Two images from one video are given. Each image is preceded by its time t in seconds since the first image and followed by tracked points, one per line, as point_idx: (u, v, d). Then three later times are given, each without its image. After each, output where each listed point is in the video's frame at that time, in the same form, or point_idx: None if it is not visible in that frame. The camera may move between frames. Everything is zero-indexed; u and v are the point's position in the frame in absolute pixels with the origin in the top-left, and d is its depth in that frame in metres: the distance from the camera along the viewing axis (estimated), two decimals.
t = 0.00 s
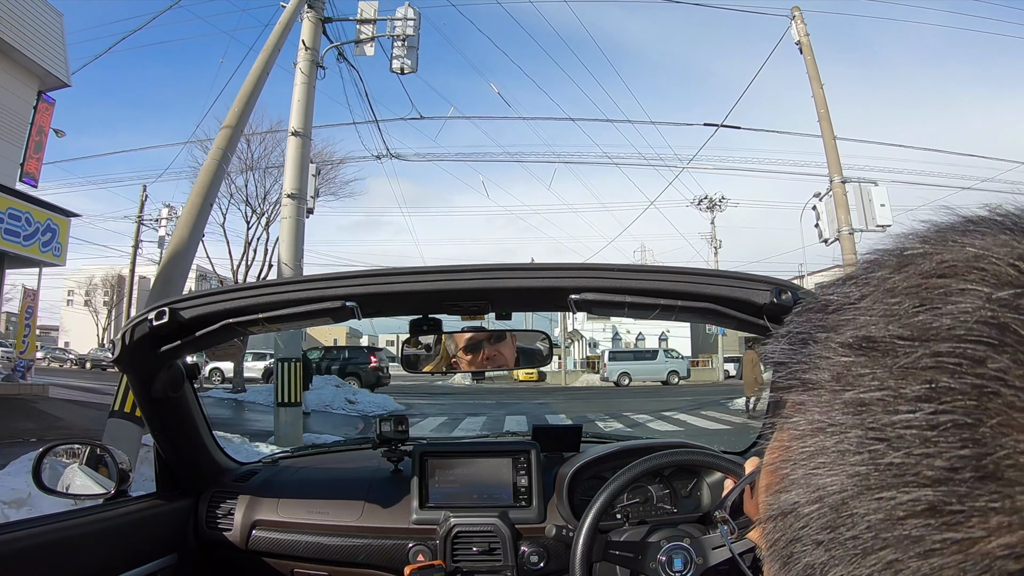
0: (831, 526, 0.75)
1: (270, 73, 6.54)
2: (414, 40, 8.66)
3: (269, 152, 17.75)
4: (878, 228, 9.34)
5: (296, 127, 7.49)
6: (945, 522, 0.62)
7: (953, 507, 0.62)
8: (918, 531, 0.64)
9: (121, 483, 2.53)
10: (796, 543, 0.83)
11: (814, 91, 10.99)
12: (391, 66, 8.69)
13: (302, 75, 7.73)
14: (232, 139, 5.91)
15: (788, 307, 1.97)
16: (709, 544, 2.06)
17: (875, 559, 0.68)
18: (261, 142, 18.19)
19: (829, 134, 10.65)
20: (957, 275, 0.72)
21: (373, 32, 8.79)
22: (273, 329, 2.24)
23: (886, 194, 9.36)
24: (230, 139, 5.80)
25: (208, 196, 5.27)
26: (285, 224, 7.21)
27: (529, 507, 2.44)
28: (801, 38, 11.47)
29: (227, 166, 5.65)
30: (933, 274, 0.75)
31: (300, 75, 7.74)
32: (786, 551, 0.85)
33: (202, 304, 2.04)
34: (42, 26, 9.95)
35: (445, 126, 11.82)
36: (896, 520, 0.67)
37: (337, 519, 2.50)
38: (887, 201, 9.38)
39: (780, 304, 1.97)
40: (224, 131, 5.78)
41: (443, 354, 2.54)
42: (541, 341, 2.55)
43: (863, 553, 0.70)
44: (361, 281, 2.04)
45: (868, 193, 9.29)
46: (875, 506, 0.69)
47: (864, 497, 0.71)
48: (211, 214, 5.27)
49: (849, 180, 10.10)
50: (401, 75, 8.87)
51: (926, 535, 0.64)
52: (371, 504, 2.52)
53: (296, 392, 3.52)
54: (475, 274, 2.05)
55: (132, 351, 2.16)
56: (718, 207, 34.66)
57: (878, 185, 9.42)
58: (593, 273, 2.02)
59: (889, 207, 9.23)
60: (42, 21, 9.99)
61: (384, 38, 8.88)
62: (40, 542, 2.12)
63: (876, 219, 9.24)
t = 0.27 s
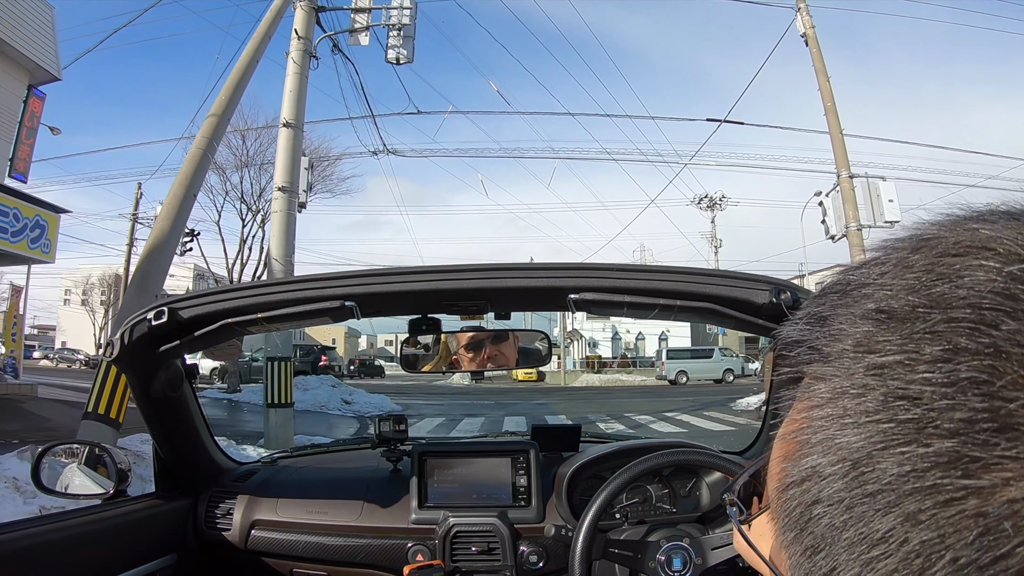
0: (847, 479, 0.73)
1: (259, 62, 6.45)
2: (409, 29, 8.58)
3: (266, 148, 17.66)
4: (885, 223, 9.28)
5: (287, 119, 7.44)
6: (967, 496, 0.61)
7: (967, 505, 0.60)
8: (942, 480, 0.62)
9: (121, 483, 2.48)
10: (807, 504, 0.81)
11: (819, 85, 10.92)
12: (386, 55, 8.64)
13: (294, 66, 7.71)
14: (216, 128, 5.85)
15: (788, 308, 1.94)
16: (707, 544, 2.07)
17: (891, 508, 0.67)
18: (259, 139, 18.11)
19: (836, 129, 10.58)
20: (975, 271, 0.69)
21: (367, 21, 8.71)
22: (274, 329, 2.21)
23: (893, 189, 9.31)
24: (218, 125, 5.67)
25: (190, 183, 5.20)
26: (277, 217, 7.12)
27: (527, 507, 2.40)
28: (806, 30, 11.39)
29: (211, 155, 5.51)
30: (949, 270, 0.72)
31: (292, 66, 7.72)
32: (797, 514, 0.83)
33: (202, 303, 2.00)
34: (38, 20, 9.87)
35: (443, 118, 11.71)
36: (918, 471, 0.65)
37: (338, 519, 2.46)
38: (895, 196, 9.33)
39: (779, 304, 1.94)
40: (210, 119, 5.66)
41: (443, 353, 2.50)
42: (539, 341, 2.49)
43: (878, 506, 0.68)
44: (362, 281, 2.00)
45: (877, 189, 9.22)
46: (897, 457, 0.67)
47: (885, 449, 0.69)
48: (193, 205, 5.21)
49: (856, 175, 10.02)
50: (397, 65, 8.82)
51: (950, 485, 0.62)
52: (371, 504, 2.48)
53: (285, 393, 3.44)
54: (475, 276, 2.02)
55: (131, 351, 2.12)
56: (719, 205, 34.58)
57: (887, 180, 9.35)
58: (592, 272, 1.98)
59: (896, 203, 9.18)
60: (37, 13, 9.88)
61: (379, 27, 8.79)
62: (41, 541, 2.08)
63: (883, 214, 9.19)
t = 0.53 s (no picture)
0: (839, 430, 0.75)
1: (251, 55, 6.42)
2: (406, 23, 8.56)
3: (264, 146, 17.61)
4: (890, 220, 9.25)
5: (283, 114, 7.40)
6: (946, 455, 0.62)
7: (977, 501, 0.59)
8: (927, 428, 0.64)
9: (120, 482, 2.45)
10: (801, 456, 0.82)
11: (822, 80, 10.88)
12: (383, 50, 8.61)
13: (290, 60, 7.67)
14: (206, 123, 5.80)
15: (787, 307, 1.92)
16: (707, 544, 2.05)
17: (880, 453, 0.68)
18: (258, 137, 18.06)
19: (840, 125, 10.54)
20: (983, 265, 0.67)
21: (363, 14, 8.66)
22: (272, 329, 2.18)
23: (898, 185, 9.28)
24: (209, 118, 5.64)
25: (179, 179, 5.16)
26: (272, 214, 7.07)
27: (526, 506, 2.38)
28: (808, 26, 11.36)
29: (202, 149, 5.48)
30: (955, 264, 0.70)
31: (288, 60, 7.69)
32: (793, 465, 0.85)
33: (199, 303, 1.98)
34: (33, 18, 9.83)
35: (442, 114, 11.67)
36: (907, 421, 0.66)
37: (337, 518, 2.44)
38: (899, 193, 9.30)
39: (778, 304, 1.92)
40: (201, 112, 5.64)
41: (443, 351, 2.50)
42: (538, 341, 2.51)
43: (867, 453, 0.70)
44: (362, 280, 1.97)
45: (882, 187, 9.23)
46: (888, 406, 0.69)
47: (876, 402, 0.70)
48: (182, 199, 5.17)
49: (861, 172, 9.99)
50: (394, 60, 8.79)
51: (934, 433, 0.63)
52: (370, 503, 2.46)
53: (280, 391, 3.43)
54: (474, 276, 1.99)
55: (128, 351, 2.09)
56: (720, 204, 34.55)
57: (893, 179, 9.35)
58: (590, 272, 1.96)
59: (901, 200, 9.15)
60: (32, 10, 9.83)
61: (376, 21, 8.76)
62: (41, 541, 2.06)
63: (888, 211, 9.16)
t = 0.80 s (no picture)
0: (864, 387, 0.79)
1: (248, 52, 6.41)
2: (405, 21, 8.55)
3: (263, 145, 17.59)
4: (891, 220, 9.24)
5: (280, 112, 7.38)
6: (966, 405, 0.66)
7: None
8: (950, 375, 0.68)
9: (119, 483, 2.43)
10: (828, 419, 0.86)
11: (823, 79, 10.86)
12: (382, 48, 8.60)
13: (288, 58, 7.66)
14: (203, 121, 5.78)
15: (787, 307, 1.93)
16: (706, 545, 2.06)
17: (905, 402, 0.72)
18: (257, 136, 18.04)
19: (841, 124, 10.54)
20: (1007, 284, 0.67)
21: (362, 13, 8.64)
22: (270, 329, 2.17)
23: (899, 185, 9.27)
24: (204, 116, 5.63)
25: (174, 177, 5.14)
26: (269, 213, 7.05)
27: (525, 506, 2.38)
28: (808, 24, 11.35)
29: (197, 145, 5.48)
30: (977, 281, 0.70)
31: (285, 58, 7.67)
32: (821, 428, 0.89)
33: (199, 303, 1.97)
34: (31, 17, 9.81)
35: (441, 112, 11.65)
36: (929, 376, 0.70)
37: (337, 518, 2.43)
38: (900, 192, 9.29)
39: (777, 304, 1.92)
40: (197, 110, 5.64)
41: (444, 351, 2.50)
42: (538, 341, 2.50)
43: (892, 404, 0.74)
44: (362, 280, 1.97)
45: (883, 186, 9.22)
46: (912, 360, 0.73)
47: (900, 360, 0.74)
48: (178, 197, 5.17)
49: (862, 171, 9.98)
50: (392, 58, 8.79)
51: (957, 382, 0.68)
52: (369, 503, 2.45)
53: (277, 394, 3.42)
54: (474, 276, 1.99)
55: (127, 352, 2.08)
56: (719, 204, 34.55)
57: (893, 177, 9.34)
58: (589, 272, 1.95)
59: (902, 200, 9.14)
60: (28, 9, 9.80)
61: (374, 19, 8.75)
62: (41, 540, 2.05)
63: (889, 210, 9.15)
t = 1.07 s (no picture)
0: (845, 392, 0.79)
1: (247, 52, 6.41)
2: (404, 21, 8.55)
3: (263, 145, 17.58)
4: (891, 220, 9.24)
5: (280, 113, 7.38)
6: (944, 405, 0.66)
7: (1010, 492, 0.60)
8: (927, 376, 0.68)
9: (118, 483, 2.43)
10: (811, 424, 0.86)
11: (823, 79, 10.87)
12: (381, 48, 8.60)
13: (287, 58, 7.66)
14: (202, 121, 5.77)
15: (787, 308, 1.92)
16: (706, 545, 2.08)
17: (885, 404, 0.72)
18: (257, 136, 18.04)
19: (841, 124, 10.54)
20: (1004, 289, 0.67)
21: (361, 13, 8.65)
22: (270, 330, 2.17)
23: (899, 185, 9.28)
24: (204, 115, 5.63)
25: (173, 177, 5.14)
26: (268, 214, 7.05)
27: (525, 507, 2.38)
28: (808, 25, 11.36)
29: (197, 145, 5.49)
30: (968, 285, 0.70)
31: (284, 58, 7.67)
32: (805, 434, 0.88)
33: (199, 304, 1.97)
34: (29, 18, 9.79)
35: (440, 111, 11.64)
36: (907, 377, 0.70)
37: (337, 518, 2.43)
38: (900, 192, 9.29)
39: (777, 305, 1.92)
40: (196, 110, 5.64)
41: (444, 351, 2.50)
42: (538, 342, 2.51)
43: (873, 407, 0.74)
44: (362, 281, 1.97)
45: (883, 186, 9.23)
46: (891, 362, 0.73)
47: (881, 363, 0.74)
48: (177, 197, 5.16)
49: (861, 171, 9.99)
50: (392, 58, 8.80)
51: (935, 384, 0.67)
52: (369, 504, 2.45)
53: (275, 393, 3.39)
54: (474, 276, 1.99)
55: (127, 353, 2.08)
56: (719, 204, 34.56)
57: (893, 177, 9.35)
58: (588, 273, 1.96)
59: (902, 200, 9.14)
60: (27, 8, 9.77)
61: (373, 19, 8.76)
62: (41, 540, 2.05)
63: (889, 210, 9.15)
